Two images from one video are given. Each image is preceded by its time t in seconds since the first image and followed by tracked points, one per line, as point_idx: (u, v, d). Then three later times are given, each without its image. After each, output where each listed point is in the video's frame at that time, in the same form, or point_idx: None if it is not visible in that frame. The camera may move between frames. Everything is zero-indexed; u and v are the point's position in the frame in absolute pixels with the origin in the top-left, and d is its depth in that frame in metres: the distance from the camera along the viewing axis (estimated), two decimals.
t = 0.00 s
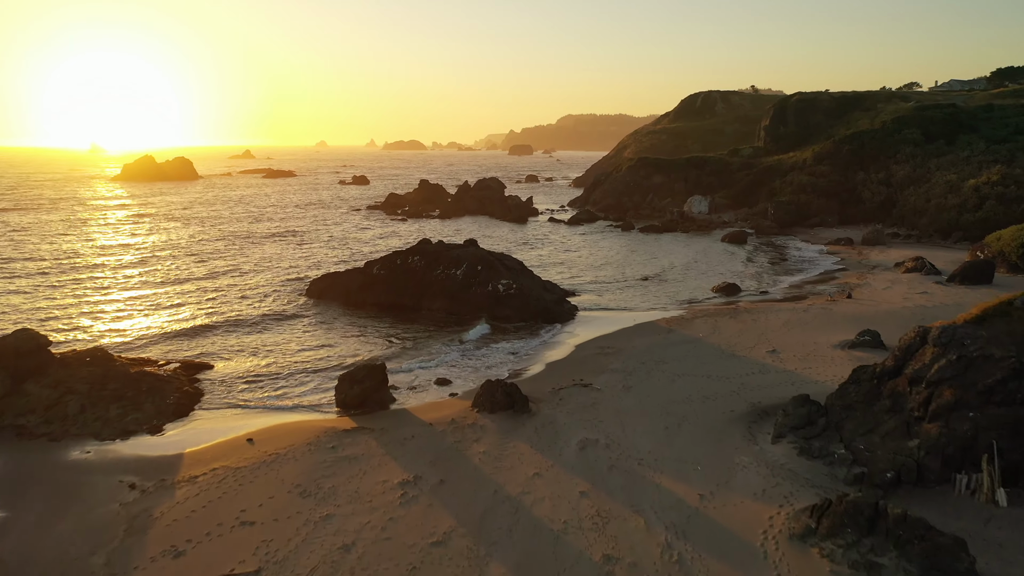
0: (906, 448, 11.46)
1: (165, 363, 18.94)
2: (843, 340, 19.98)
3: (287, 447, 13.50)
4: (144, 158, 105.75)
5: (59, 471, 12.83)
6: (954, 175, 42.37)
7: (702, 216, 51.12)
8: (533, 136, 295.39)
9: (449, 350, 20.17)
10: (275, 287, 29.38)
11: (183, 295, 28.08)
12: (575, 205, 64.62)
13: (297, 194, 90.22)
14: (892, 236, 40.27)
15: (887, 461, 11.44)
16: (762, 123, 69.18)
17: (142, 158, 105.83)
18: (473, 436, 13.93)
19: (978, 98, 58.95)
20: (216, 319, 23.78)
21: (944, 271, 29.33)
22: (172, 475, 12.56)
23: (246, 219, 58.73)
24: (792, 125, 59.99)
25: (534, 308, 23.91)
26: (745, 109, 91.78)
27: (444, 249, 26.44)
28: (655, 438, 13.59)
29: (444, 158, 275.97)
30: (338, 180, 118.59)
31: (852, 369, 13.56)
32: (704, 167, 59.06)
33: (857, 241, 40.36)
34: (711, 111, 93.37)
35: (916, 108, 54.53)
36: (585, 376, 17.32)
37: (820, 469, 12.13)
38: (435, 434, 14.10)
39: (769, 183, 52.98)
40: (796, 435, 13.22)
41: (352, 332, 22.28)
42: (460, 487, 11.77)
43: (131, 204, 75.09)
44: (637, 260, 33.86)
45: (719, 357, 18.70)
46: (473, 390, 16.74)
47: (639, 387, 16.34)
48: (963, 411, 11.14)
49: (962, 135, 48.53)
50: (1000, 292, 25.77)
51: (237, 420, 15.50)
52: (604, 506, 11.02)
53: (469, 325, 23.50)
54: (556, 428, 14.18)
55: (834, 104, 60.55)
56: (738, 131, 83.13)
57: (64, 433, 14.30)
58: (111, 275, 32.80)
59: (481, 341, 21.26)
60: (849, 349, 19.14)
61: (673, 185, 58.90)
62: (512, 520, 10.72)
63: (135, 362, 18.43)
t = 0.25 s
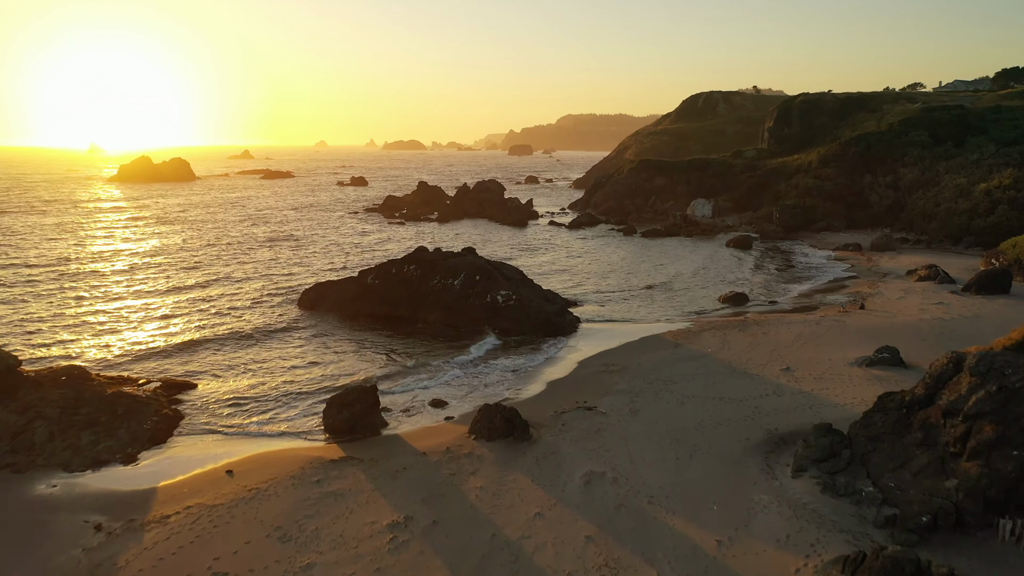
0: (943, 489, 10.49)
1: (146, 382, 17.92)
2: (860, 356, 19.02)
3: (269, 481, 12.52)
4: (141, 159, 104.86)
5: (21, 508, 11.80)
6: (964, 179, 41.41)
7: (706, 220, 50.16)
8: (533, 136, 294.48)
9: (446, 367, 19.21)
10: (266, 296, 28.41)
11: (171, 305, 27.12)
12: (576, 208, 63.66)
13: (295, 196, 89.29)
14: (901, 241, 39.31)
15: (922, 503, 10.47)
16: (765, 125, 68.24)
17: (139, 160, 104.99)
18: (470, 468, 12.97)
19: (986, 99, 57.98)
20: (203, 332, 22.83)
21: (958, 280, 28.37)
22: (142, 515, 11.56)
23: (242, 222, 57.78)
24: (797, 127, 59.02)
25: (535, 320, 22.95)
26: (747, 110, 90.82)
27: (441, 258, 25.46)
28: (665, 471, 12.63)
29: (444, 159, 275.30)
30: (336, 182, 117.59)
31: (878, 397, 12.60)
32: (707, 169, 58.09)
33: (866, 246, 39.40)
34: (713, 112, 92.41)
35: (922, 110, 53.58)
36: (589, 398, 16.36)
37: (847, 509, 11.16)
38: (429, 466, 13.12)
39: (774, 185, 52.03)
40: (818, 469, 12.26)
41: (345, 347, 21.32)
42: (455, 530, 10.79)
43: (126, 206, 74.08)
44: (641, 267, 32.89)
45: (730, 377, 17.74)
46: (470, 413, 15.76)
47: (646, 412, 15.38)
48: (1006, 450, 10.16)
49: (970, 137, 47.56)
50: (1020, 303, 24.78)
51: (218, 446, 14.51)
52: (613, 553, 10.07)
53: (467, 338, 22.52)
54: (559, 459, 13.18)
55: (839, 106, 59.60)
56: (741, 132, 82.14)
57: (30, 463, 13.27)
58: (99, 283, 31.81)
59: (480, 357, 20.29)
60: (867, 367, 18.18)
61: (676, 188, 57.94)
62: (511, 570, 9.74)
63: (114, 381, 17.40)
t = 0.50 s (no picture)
0: (980, 531, 9.62)
1: (127, 401, 17.01)
2: (876, 373, 18.17)
3: (250, 516, 11.64)
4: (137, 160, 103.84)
5: None
6: (973, 182, 40.59)
7: (709, 223, 49.30)
8: (533, 136, 293.56)
9: (443, 383, 18.35)
10: (259, 305, 27.56)
11: (160, 315, 26.22)
12: (577, 211, 62.78)
13: (293, 198, 88.42)
14: (909, 246, 38.49)
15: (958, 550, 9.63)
16: (768, 126, 67.38)
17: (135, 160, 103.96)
18: (467, 500, 12.09)
19: (992, 100, 57.18)
20: (192, 345, 21.99)
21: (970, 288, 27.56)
22: (111, 556, 10.68)
23: (238, 225, 56.89)
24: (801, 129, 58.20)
25: (536, 332, 22.08)
26: (749, 111, 90.02)
27: (438, 266, 24.59)
28: (676, 506, 11.76)
29: (443, 158, 274.32)
30: (334, 183, 116.60)
31: (904, 426, 11.72)
32: (709, 171, 57.23)
33: (873, 251, 38.59)
34: (715, 112, 91.57)
35: (929, 111, 52.74)
36: (593, 420, 15.50)
37: (874, 550, 10.30)
38: (422, 498, 12.26)
39: (778, 188, 51.19)
40: (841, 503, 11.38)
41: (337, 361, 20.46)
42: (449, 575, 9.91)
43: (121, 209, 73.13)
44: (644, 273, 32.05)
45: (740, 395, 16.87)
46: (467, 436, 14.90)
47: (654, 435, 14.52)
48: None
49: (978, 140, 46.73)
50: None
51: (199, 474, 13.63)
52: None
53: (465, 350, 21.68)
54: (561, 489, 12.32)
55: (843, 108, 58.78)
56: (743, 133, 81.32)
57: None
58: (87, 290, 30.89)
59: (478, 371, 19.43)
60: (884, 385, 17.32)
61: (678, 190, 57.09)
62: None
63: (92, 400, 16.50)
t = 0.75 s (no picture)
0: None
1: (103, 425, 16.02)
2: (897, 394, 17.15)
3: (226, 562, 10.65)
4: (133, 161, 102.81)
5: None
6: (984, 186, 39.62)
7: (713, 227, 48.32)
8: (533, 136, 292.52)
9: (438, 404, 17.39)
10: (250, 316, 26.57)
11: (147, 327, 25.25)
12: (578, 214, 61.81)
13: (291, 200, 87.54)
14: (919, 252, 37.52)
15: None
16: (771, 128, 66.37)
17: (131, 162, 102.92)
18: (462, 543, 11.12)
19: (1000, 101, 56.17)
20: (177, 362, 21.01)
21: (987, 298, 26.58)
22: None
23: (233, 230, 55.93)
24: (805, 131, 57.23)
25: (536, 347, 21.11)
26: (752, 112, 89.00)
27: (435, 277, 23.61)
28: (689, 549, 10.79)
29: (443, 159, 273.37)
30: (332, 184, 115.55)
31: (936, 463, 10.78)
32: (713, 174, 56.25)
33: (882, 257, 37.61)
34: (717, 113, 90.56)
35: (936, 113, 51.71)
36: (598, 447, 14.50)
37: None
38: (414, 540, 11.27)
39: (783, 192, 50.21)
40: (871, 549, 10.39)
41: (328, 379, 19.47)
42: None
43: (115, 211, 72.14)
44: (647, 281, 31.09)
45: (753, 419, 15.90)
46: (464, 466, 13.91)
47: (663, 465, 13.52)
48: None
49: (988, 142, 45.71)
50: None
51: (174, 509, 12.64)
52: None
53: (462, 366, 20.72)
54: (564, 531, 11.33)
55: (849, 109, 57.76)
56: (746, 134, 80.32)
57: None
58: (73, 300, 29.91)
59: (475, 390, 18.46)
60: (906, 407, 16.30)
61: (681, 193, 56.12)
62: None
63: (65, 424, 15.50)
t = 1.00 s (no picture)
0: None
1: (80, 449, 15.14)
2: (916, 414, 16.30)
3: None
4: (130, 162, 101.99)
5: None
6: (994, 190, 38.77)
7: (716, 231, 47.47)
8: (532, 136, 291.66)
9: (433, 424, 16.52)
10: (240, 327, 25.68)
11: (134, 339, 24.41)
12: (578, 216, 60.96)
13: (288, 202, 86.59)
14: (929, 257, 36.68)
15: None
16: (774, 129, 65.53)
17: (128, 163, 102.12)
18: None
19: (1007, 103, 55.31)
20: (164, 379, 20.15)
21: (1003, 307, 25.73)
22: None
23: (229, 233, 55.11)
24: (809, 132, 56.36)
25: (536, 361, 20.25)
26: (754, 113, 88.13)
27: (431, 286, 22.72)
28: None
29: (443, 159, 272.62)
30: (331, 185, 114.73)
31: (974, 503, 10.12)
32: (716, 176, 55.39)
33: (890, 263, 36.77)
34: (718, 114, 89.69)
35: (943, 114, 50.91)
36: (603, 475, 13.64)
37: None
38: None
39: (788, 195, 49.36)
40: None
41: (320, 396, 18.61)
42: None
43: (111, 214, 71.32)
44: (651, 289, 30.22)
45: (766, 442, 15.03)
46: (460, 497, 13.04)
47: (673, 496, 12.66)
48: None
49: (997, 144, 44.92)
50: None
51: (150, 546, 11.78)
52: None
53: (460, 381, 19.86)
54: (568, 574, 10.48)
55: (853, 111, 56.90)
56: (748, 135, 79.45)
57: None
58: (61, 309, 29.07)
59: (473, 409, 17.59)
60: (927, 429, 15.45)
61: (683, 196, 55.27)
62: None
63: (40, 447, 14.62)
